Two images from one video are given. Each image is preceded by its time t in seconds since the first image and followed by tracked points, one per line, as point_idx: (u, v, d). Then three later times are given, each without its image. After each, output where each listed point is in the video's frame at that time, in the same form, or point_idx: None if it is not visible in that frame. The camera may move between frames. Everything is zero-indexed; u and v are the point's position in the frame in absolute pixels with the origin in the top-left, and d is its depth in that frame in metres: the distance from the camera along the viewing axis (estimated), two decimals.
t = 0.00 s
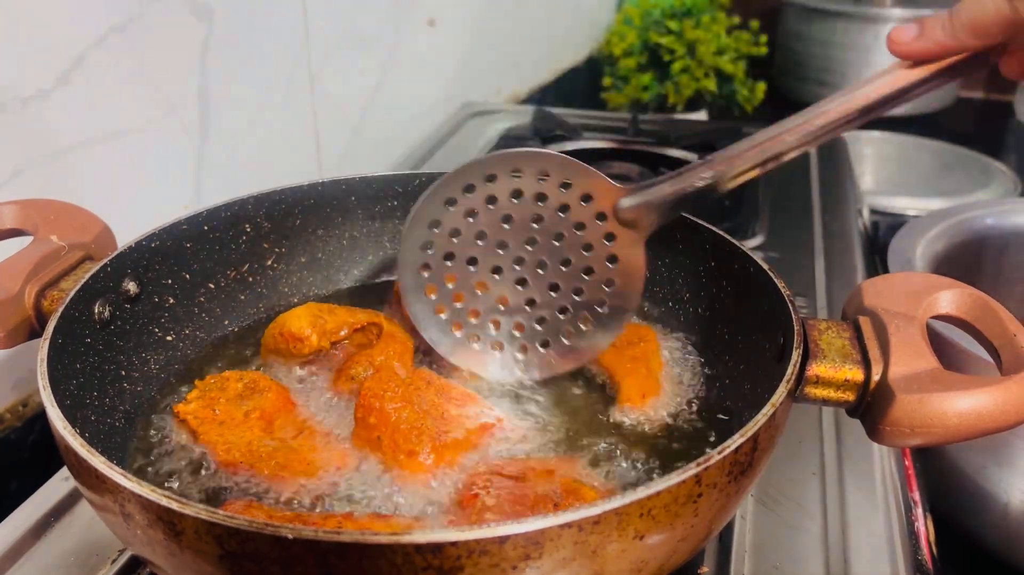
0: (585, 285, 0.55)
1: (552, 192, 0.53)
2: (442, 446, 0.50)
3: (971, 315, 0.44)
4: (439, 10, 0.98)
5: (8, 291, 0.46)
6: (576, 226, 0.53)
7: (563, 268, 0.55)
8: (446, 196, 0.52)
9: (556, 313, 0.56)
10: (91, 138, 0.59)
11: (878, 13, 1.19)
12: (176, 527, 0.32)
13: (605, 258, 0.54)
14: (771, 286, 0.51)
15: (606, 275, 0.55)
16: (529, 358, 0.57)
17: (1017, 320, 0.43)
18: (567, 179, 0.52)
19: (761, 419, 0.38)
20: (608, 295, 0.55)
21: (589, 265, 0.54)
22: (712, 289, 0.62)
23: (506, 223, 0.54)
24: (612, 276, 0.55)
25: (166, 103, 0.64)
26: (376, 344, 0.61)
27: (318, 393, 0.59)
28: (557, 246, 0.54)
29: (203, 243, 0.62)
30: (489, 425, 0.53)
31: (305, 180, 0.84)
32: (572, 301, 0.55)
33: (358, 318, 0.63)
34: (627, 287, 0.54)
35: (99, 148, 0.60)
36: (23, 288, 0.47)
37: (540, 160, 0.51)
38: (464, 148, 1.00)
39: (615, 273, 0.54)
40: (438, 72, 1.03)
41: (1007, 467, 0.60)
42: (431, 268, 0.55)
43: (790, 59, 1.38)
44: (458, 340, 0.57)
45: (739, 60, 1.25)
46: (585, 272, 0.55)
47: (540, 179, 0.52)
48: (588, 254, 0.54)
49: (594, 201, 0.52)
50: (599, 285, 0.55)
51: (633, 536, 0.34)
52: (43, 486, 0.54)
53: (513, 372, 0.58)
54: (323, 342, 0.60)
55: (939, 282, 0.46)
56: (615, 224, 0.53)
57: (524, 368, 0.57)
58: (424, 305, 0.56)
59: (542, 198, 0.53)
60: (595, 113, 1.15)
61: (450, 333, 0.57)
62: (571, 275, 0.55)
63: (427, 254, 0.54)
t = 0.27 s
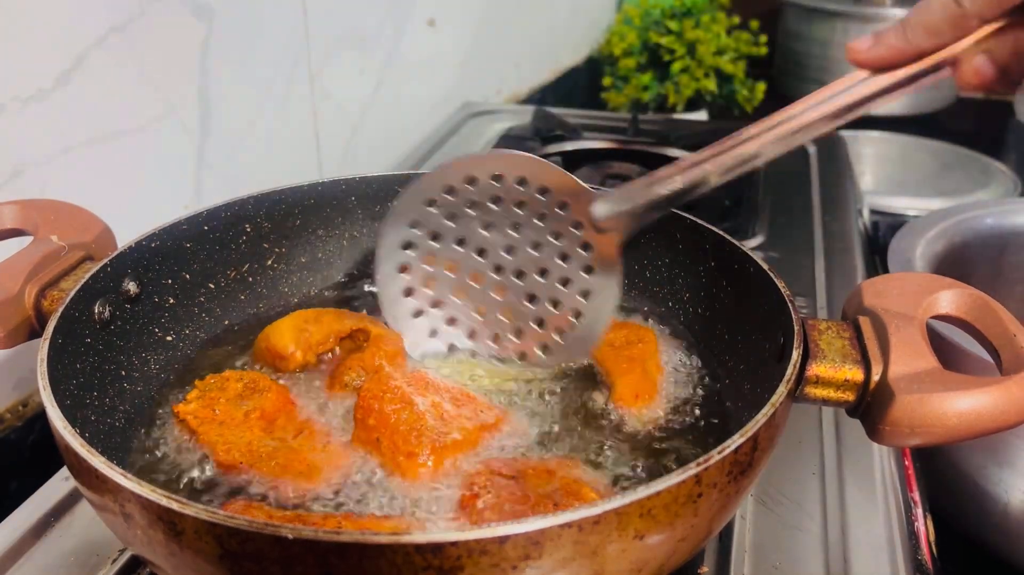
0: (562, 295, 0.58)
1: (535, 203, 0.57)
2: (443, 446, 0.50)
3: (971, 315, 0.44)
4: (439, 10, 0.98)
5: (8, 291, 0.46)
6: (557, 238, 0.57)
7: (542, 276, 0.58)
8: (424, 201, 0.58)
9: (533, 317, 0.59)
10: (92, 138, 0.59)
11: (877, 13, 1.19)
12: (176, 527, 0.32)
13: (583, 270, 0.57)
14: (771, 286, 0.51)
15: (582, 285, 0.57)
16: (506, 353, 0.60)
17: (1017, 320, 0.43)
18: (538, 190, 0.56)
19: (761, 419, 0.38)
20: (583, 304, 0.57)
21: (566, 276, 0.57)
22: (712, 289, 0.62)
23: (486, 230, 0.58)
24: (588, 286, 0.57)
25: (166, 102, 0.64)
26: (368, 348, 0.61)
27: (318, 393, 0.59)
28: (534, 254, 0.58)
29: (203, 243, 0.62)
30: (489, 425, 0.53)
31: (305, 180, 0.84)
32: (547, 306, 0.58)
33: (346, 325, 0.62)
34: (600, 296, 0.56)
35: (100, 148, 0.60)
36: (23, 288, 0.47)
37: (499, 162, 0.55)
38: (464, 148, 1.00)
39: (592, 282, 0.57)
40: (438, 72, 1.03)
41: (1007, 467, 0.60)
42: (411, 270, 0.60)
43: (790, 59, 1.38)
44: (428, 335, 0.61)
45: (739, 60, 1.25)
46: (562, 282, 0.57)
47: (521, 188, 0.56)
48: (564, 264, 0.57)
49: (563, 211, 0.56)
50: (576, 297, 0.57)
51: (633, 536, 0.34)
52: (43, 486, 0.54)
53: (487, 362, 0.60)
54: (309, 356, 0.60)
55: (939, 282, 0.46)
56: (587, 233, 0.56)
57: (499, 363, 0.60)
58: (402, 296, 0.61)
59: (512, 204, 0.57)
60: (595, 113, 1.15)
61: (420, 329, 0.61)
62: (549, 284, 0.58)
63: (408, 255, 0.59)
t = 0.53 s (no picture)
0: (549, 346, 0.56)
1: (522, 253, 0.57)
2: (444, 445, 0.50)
3: (971, 315, 0.44)
4: (439, 10, 0.98)
5: (8, 291, 0.46)
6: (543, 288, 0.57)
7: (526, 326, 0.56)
8: (433, 235, 0.57)
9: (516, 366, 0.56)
10: (92, 138, 0.59)
11: (877, 13, 1.19)
12: (176, 527, 0.32)
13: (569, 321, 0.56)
14: (771, 286, 0.51)
15: (570, 336, 0.56)
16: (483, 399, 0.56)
17: (1017, 320, 0.43)
18: (541, 248, 0.57)
19: (761, 419, 0.38)
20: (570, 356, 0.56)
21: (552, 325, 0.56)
22: (712, 289, 0.62)
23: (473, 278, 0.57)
24: (576, 337, 0.56)
25: (166, 103, 0.64)
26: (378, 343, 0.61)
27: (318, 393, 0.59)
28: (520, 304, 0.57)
29: (203, 243, 0.62)
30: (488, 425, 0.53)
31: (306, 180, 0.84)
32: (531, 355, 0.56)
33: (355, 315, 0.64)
34: (587, 348, 0.56)
35: (100, 148, 0.60)
36: (23, 288, 0.47)
37: (512, 217, 0.56)
38: (464, 148, 1.01)
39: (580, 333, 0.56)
40: (438, 72, 1.03)
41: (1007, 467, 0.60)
42: (409, 292, 0.57)
43: (790, 59, 1.38)
44: (389, 361, 0.56)
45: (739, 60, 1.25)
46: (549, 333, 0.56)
47: (510, 238, 0.57)
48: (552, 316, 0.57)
49: (560, 270, 0.57)
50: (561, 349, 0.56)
51: (633, 536, 0.34)
52: (43, 486, 0.54)
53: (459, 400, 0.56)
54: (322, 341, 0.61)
55: (939, 282, 0.46)
56: (579, 282, 0.56)
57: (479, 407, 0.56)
58: (379, 321, 0.57)
59: (515, 255, 0.57)
60: (595, 113, 1.15)
61: (381, 347, 0.57)
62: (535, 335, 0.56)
63: (403, 283, 0.57)
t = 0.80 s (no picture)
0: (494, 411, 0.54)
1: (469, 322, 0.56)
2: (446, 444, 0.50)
3: (970, 315, 0.44)
4: (439, 11, 0.98)
5: (8, 291, 0.46)
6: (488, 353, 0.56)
7: (472, 391, 0.55)
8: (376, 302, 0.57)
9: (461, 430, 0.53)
10: (91, 138, 0.59)
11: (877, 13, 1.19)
12: (176, 526, 0.32)
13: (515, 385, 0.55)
14: (771, 286, 0.51)
15: (517, 399, 0.55)
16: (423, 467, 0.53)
17: (1017, 320, 0.43)
18: (488, 314, 0.56)
19: (761, 419, 0.38)
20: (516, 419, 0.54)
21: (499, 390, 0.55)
22: (711, 289, 0.62)
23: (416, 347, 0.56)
24: (524, 399, 0.55)
25: (167, 103, 0.64)
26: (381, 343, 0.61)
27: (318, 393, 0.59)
28: (467, 369, 0.55)
29: (203, 243, 0.62)
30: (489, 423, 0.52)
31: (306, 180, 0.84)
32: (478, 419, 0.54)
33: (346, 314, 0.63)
34: (536, 410, 0.55)
35: (99, 148, 0.60)
36: (23, 288, 0.47)
37: (457, 285, 0.57)
38: (464, 148, 1.01)
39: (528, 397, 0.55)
40: (438, 72, 1.03)
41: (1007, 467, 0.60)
42: (351, 357, 0.56)
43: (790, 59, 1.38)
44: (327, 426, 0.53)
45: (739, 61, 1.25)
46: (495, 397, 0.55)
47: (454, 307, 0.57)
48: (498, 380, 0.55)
49: (508, 335, 0.56)
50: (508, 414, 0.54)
51: (633, 536, 0.34)
52: (43, 486, 0.54)
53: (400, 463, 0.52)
54: (305, 342, 0.60)
55: (939, 282, 0.46)
56: (527, 345, 0.56)
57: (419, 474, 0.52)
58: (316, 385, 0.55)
59: (459, 321, 0.56)
60: (595, 113, 1.15)
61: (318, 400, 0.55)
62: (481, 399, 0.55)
63: (343, 349, 0.56)
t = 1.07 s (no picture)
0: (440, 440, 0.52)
1: (410, 348, 0.54)
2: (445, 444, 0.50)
3: (970, 315, 0.44)
4: (439, 11, 0.98)
5: (8, 291, 0.46)
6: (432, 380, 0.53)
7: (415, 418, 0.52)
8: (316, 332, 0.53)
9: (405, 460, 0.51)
10: (91, 138, 0.59)
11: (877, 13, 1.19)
12: (176, 526, 0.32)
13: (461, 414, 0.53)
14: (771, 286, 0.51)
15: (459, 426, 0.53)
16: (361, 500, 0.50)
17: (1017, 320, 0.43)
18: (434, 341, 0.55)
19: (761, 419, 0.37)
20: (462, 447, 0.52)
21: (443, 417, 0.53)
22: (712, 289, 0.62)
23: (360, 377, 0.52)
24: (467, 425, 0.53)
25: (167, 103, 0.64)
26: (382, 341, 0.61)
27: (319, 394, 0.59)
28: (410, 396, 0.53)
29: (203, 243, 0.62)
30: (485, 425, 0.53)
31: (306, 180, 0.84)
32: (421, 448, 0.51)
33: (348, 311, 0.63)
34: (482, 435, 0.53)
35: (99, 148, 0.60)
36: (23, 288, 0.47)
37: (401, 312, 0.55)
38: (464, 148, 1.01)
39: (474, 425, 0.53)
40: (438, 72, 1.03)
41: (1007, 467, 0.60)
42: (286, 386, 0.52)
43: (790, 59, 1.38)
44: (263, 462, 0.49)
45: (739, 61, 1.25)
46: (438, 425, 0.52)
47: (397, 333, 0.54)
48: (444, 407, 0.53)
49: (453, 362, 0.54)
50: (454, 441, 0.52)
51: (633, 536, 0.34)
52: (43, 486, 0.54)
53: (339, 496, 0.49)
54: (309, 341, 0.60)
55: (939, 282, 0.46)
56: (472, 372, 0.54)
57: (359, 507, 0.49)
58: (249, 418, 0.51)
59: (405, 349, 0.54)
60: (595, 113, 1.15)
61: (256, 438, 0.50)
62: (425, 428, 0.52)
63: (281, 379, 0.52)
